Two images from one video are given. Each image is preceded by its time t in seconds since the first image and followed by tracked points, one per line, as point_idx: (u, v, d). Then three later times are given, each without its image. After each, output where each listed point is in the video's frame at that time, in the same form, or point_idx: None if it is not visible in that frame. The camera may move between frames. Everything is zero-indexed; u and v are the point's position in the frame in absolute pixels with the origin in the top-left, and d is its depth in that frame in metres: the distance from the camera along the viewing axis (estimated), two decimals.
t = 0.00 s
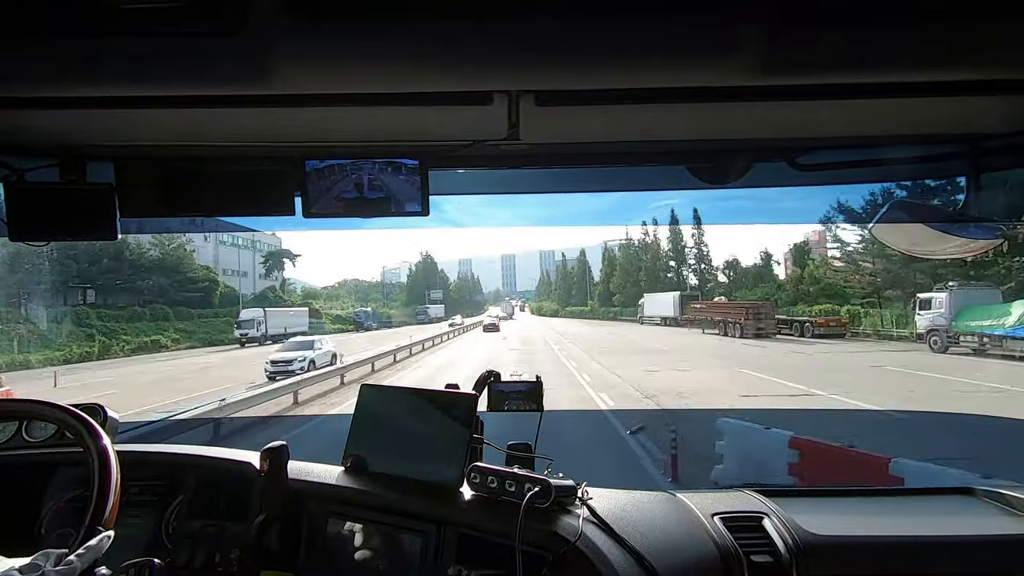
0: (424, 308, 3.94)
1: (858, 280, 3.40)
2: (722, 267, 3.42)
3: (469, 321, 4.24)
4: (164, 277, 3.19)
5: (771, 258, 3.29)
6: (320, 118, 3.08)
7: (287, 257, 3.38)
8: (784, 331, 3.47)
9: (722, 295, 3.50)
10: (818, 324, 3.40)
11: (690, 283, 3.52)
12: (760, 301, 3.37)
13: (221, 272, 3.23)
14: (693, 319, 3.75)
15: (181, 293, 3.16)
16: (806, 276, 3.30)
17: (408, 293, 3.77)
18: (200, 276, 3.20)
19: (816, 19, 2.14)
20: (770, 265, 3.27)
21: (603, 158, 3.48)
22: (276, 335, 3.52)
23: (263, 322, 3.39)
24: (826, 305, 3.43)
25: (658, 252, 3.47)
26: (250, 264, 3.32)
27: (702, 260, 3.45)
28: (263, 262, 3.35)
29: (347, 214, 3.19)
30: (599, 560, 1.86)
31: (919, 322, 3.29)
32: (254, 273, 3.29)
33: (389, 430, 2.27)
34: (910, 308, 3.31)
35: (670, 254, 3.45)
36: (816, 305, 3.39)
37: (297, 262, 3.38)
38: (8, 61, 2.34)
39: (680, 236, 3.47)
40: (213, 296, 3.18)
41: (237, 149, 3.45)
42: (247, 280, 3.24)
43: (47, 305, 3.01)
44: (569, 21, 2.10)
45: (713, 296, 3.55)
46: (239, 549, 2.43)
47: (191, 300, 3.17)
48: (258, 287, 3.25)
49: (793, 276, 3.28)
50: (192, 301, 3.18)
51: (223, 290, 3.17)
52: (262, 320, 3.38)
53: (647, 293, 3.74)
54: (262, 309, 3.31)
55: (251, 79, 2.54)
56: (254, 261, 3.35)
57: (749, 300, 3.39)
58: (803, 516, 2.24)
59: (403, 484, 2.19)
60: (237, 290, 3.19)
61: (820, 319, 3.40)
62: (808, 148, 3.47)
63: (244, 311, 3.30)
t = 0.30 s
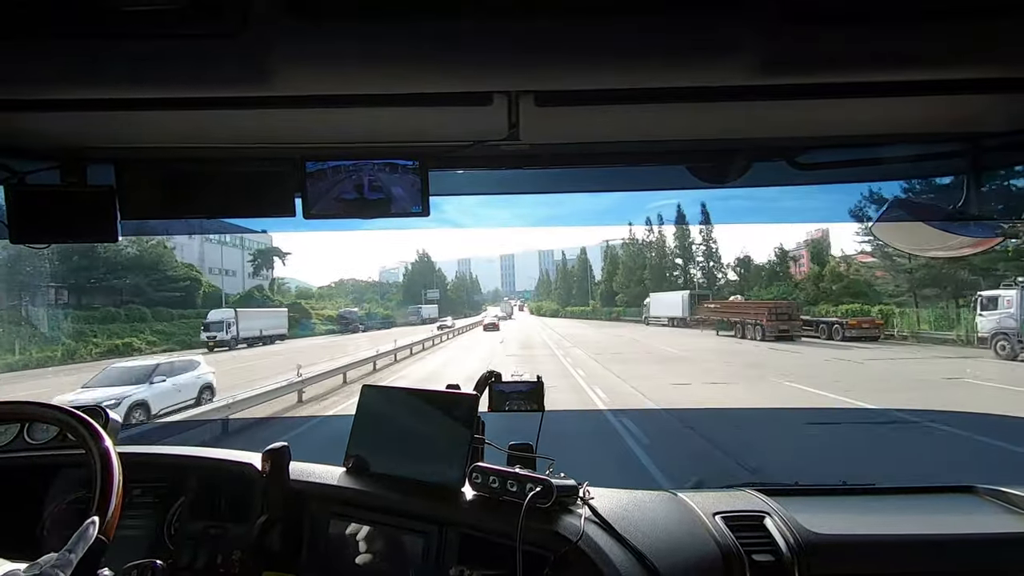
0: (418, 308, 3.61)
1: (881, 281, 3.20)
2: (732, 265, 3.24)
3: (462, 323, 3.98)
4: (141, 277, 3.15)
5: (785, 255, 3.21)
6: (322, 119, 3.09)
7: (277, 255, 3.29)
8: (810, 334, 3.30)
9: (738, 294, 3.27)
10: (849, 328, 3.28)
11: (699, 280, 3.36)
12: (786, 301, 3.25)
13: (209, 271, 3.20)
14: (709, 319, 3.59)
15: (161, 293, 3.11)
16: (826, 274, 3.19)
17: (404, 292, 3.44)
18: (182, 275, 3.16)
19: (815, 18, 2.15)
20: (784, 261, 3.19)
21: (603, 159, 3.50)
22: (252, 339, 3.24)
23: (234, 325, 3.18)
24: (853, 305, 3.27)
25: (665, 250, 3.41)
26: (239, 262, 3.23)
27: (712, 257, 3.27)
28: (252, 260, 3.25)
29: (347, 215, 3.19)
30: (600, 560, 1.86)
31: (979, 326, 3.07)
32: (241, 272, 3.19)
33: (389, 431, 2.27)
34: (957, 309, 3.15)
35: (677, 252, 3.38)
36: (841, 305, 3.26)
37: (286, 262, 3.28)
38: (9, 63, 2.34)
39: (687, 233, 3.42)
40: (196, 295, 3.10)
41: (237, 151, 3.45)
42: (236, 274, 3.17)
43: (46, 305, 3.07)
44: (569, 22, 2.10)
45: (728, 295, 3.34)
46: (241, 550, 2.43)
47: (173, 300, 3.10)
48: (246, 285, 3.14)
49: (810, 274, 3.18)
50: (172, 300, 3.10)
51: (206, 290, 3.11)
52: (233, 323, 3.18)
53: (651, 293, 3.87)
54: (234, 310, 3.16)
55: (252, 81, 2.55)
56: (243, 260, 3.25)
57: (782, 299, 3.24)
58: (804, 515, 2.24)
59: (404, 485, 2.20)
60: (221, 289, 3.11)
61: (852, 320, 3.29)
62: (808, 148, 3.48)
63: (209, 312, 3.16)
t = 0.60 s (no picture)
0: (411, 307, 3.75)
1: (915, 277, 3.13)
2: (744, 262, 3.15)
3: (452, 325, 4.07)
4: (117, 274, 3.11)
5: (802, 250, 3.13)
6: (322, 118, 3.09)
7: (265, 252, 3.20)
8: (839, 336, 3.15)
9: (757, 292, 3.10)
10: (888, 329, 3.08)
11: (707, 278, 3.27)
12: (811, 301, 3.06)
13: (192, 269, 3.17)
14: (722, 320, 3.38)
15: (141, 291, 3.03)
16: (849, 271, 3.05)
17: (400, 291, 3.50)
18: (161, 271, 3.09)
19: (815, 19, 2.15)
20: (800, 260, 3.08)
21: (603, 159, 3.50)
22: (220, 340, 3.24)
23: (197, 326, 3.12)
24: (881, 305, 3.10)
25: (672, 248, 3.38)
26: (226, 259, 3.18)
27: (720, 255, 3.23)
28: (239, 258, 3.17)
29: (347, 214, 3.18)
30: (600, 560, 1.86)
31: None
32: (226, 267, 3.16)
33: (389, 430, 2.28)
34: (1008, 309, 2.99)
35: (684, 250, 3.34)
36: (870, 304, 3.09)
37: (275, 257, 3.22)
38: (9, 63, 2.34)
39: (693, 230, 3.40)
40: (176, 294, 3.03)
41: (237, 150, 3.45)
42: (223, 274, 3.12)
43: (47, 305, 3.00)
44: (569, 22, 2.11)
45: (745, 295, 3.15)
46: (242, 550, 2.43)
47: (152, 299, 3.00)
48: (230, 285, 3.12)
49: (829, 272, 3.04)
50: (151, 300, 3.00)
51: (187, 288, 3.06)
52: (198, 324, 3.13)
53: (658, 292, 3.65)
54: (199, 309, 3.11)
55: (253, 80, 2.55)
56: (229, 256, 3.19)
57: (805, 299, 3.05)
58: (804, 514, 2.25)
59: (404, 484, 2.20)
60: (203, 288, 3.07)
61: (892, 321, 3.09)
62: (808, 148, 3.49)
63: (172, 312, 3.06)
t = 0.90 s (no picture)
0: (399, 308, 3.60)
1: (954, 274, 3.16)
2: (756, 257, 3.29)
3: (448, 324, 3.97)
4: (85, 271, 3.15)
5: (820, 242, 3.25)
6: (323, 119, 3.08)
7: (252, 249, 3.28)
8: (877, 339, 3.10)
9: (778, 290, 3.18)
10: (932, 329, 3.11)
11: (717, 276, 3.37)
12: (844, 301, 3.09)
13: (175, 266, 3.20)
14: (739, 320, 3.43)
15: (118, 288, 3.02)
16: (878, 266, 3.12)
17: (395, 290, 3.49)
18: (137, 269, 3.09)
19: (816, 19, 2.15)
20: (821, 251, 3.17)
21: (603, 160, 3.51)
22: (180, 343, 3.14)
23: (155, 326, 3.06)
24: (921, 305, 3.11)
25: (678, 243, 3.43)
26: (212, 256, 3.27)
27: (728, 249, 3.37)
28: (224, 255, 3.27)
29: (348, 214, 3.17)
30: (600, 561, 1.86)
31: None
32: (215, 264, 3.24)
33: (389, 431, 2.27)
34: None
35: (690, 246, 3.42)
36: (903, 303, 3.09)
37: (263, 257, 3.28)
38: (10, 63, 2.34)
39: (702, 228, 3.43)
40: (153, 292, 3.03)
41: (237, 151, 3.45)
42: (213, 270, 3.22)
43: (47, 305, 2.97)
44: (570, 23, 2.10)
45: (763, 293, 3.25)
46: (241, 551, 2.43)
47: (125, 296, 3.00)
48: (215, 283, 3.19)
49: (854, 270, 3.10)
50: (125, 298, 3.00)
51: (166, 286, 3.06)
52: (152, 325, 3.06)
53: (662, 290, 3.52)
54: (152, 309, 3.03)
55: (253, 80, 2.55)
56: (216, 252, 3.29)
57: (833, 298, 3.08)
58: (805, 516, 2.24)
59: (404, 485, 2.19)
60: (181, 286, 3.09)
61: (938, 322, 3.12)
62: (809, 149, 3.49)
63: (120, 313, 2.98)
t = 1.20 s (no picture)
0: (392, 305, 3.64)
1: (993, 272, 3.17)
2: (771, 253, 3.28)
3: (440, 325, 4.04)
4: (60, 267, 3.19)
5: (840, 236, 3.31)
6: (322, 117, 3.09)
7: (237, 248, 3.18)
8: (925, 342, 3.29)
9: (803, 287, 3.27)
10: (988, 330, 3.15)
11: (725, 273, 3.36)
12: (885, 300, 3.25)
13: (157, 263, 3.22)
14: (760, 321, 3.46)
15: (91, 287, 3.09)
16: (910, 266, 3.27)
17: (389, 289, 3.55)
18: (110, 267, 3.17)
19: (815, 18, 2.15)
20: (840, 246, 3.29)
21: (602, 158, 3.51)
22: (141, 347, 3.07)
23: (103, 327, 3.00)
24: (965, 305, 3.20)
25: (685, 240, 3.44)
26: (195, 254, 3.21)
27: (741, 245, 3.32)
28: (209, 252, 3.19)
29: (348, 213, 3.17)
30: (600, 559, 1.86)
31: None
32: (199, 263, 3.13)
33: (389, 429, 2.28)
34: None
35: (699, 242, 3.41)
36: (945, 302, 3.22)
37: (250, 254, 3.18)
38: (10, 62, 2.35)
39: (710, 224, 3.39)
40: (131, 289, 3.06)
41: (237, 149, 3.45)
42: (195, 269, 3.10)
43: (45, 304, 3.05)
44: (569, 22, 2.10)
45: (790, 291, 3.29)
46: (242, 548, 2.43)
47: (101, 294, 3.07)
48: (198, 280, 3.07)
49: (880, 266, 3.29)
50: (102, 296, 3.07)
51: (142, 285, 3.06)
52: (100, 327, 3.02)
53: (670, 288, 3.81)
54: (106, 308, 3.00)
55: (253, 79, 2.55)
56: (200, 249, 3.22)
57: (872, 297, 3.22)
58: (803, 513, 2.25)
59: (404, 483, 2.20)
60: (157, 284, 3.07)
61: (994, 324, 3.14)
62: (808, 147, 3.49)
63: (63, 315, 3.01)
